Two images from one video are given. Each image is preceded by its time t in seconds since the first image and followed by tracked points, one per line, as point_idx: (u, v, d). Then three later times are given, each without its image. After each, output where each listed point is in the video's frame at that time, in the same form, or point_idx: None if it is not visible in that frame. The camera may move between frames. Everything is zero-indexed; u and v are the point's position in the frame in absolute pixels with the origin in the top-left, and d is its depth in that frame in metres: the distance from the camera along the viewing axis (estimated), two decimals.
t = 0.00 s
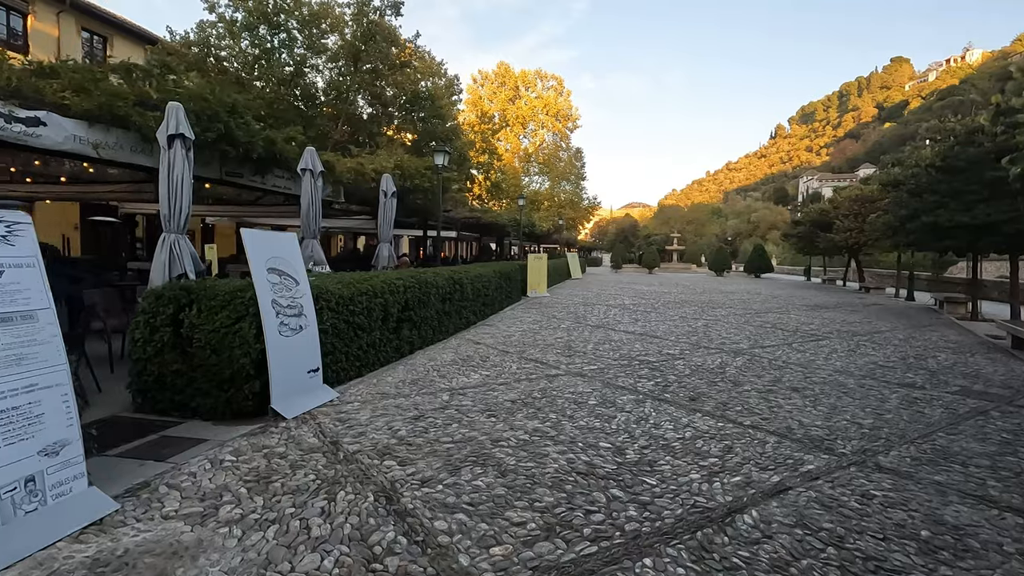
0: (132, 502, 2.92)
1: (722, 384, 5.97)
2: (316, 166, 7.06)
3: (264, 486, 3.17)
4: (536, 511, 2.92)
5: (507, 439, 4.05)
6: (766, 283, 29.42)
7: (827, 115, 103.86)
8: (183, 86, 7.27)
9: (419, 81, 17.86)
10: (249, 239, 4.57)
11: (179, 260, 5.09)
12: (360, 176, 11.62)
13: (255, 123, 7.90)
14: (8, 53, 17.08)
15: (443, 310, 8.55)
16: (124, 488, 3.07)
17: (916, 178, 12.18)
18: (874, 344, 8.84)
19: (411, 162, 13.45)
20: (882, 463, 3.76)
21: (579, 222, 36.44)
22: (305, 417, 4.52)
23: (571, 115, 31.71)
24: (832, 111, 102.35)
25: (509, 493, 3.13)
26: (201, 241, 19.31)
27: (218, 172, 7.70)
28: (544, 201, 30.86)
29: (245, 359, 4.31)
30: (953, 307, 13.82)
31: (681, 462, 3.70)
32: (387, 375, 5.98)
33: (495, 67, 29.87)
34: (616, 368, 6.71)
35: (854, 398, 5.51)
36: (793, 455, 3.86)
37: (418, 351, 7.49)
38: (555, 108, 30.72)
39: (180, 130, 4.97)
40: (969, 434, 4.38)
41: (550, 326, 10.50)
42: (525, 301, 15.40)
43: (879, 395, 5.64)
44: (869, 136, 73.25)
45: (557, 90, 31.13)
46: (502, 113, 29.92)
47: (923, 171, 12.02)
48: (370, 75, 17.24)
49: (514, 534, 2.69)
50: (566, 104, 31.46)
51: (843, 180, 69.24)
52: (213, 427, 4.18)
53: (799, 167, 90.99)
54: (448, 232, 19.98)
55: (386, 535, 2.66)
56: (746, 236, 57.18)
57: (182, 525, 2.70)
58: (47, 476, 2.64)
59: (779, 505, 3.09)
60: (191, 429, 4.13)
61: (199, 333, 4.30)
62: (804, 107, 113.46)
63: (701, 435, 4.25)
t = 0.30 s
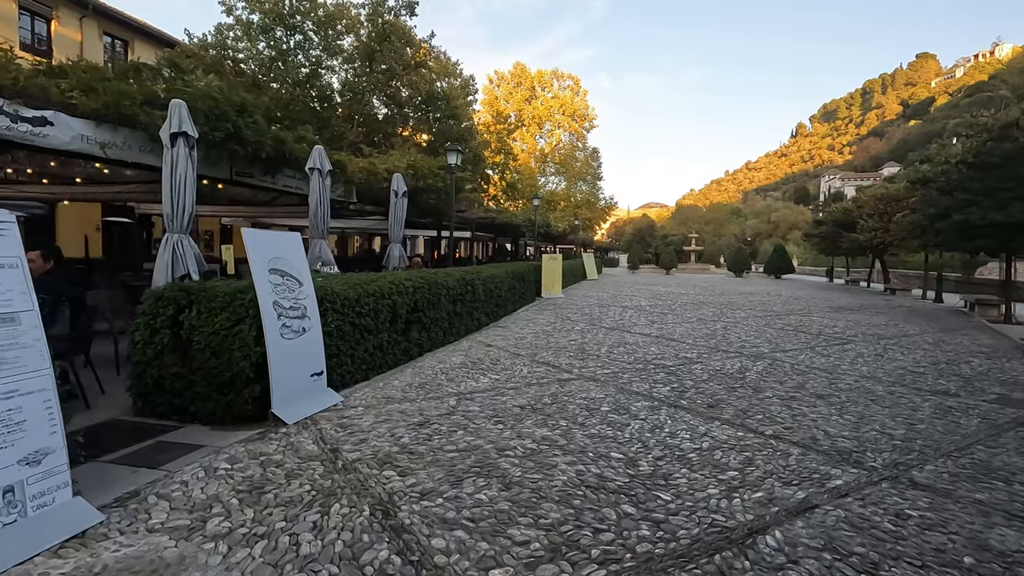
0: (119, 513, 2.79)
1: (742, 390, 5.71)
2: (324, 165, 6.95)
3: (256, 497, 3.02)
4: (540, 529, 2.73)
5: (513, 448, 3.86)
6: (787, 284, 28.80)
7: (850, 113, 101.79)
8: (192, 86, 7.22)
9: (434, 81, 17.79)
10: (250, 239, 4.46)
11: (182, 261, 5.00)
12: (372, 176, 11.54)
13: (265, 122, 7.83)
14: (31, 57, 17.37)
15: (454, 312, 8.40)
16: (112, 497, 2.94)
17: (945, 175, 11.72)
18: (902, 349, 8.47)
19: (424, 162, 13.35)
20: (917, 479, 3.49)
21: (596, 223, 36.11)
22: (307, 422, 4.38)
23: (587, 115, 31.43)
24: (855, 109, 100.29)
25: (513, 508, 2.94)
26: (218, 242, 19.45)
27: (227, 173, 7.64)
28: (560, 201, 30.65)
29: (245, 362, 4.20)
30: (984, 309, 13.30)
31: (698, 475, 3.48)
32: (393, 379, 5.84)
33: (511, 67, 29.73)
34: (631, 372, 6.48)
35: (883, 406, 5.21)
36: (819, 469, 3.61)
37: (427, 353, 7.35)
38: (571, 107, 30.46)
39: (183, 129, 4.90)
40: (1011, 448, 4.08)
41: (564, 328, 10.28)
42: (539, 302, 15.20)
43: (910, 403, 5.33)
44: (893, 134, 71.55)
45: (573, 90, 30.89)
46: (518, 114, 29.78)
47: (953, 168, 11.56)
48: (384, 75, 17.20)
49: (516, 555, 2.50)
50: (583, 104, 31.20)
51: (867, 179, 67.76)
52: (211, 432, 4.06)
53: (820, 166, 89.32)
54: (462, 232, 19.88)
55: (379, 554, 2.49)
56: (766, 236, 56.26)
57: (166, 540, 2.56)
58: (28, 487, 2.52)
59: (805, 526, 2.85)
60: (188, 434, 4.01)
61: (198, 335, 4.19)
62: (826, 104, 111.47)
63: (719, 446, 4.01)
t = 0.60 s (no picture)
0: (107, 524, 2.68)
1: (762, 397, 5.46)
2: (333, 165, 6.86)
3: (250, 508, 2.90)
4: (545, 548, 2.56)
5: (520, 458, 3.69)
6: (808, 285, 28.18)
7: (873, 110, 99.69)
8: (202, 85, 7.17)
9: (448, 81, 17.72)
10: (253, 239, 4.36)
11: (186, 262, 4.92)
12: (385, 176, 11.46)
13: (275, 122, 7.77)
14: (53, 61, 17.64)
15: (465, 313, 8.25)
16: (102, 507, 2.84)
17: (976, 172, 11.28)
18: (931, 354, 8.12)
19: (437, 162, 13.26)
20: (954, 496, 3.24)
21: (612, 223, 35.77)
22: (310, 428, 4.27)
23: (604, 114, 31.14)
24: (879, 106, 98.19)
25: (517, 525, 2.77)
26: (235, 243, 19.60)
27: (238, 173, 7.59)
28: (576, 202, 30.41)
29: (245, 366, 4.09)
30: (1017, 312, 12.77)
31: (716, 489, 3.28)
32: (401, 383, 5.71)
33: (527, 67, 29.57)
34: (646, 376, 6.27)
35: (913, 416, 4.93)
36: (846, 485, 3.39)
37: (437, 356, 7.22)
38: (587, 107, 30.19)
39: (188, 128, 4.84)
40: None
41: (578, 330, 10.09)
42: (553, 304, 15.02)
43: (942, 412, 5.04)
44: (919, 131, 69.86)
45: (590, 89, 30.64)
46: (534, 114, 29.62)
47: (985, 165, 11.11)
48: (399, 75, 17.16)
49: None
50: (599, 104, 30.92)
51: (891, 178, 66.27)
52: (210, 438, 3.96)
53: (842, 164, 87.60)
54: (477, 233, 19.76)
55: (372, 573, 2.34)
56: (786, 236, 55.29)
57: (152, 555, 2.44)
58: (10, 498, 2.41)
59: (833, 549, 2.64)
60: (187, 440, 3.92)
61: (200, 338, 4.10)
62: (848, 102, 109.28)
63: (738, 457, 3.79)
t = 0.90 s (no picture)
0: (89, 532, 2.61)
1: (775, 402, 5.28)
2: (336, 164, 6.79)
3: (237, 516, 2.81)
4: (540, 564, 2.43)
5: (520, 465, 3.56)
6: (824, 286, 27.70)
7: (891, 108, 98.07)
8: (207, 84, 7.14)
9: (459, 81, 17.64)
10: (249, 238, 4.27)
11: (185, 261, 4.86)
12: (392, 176, 11.39)
13: (280, 120, 7.71)
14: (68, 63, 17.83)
15: (471, 314, 8.15)
16: (86, 513, 2.76)
17: (1000, 170, 10.94)
18: (952, 358, 7.86)
19: (446, 161, 13.17)
20: (977, 511, 3.06)
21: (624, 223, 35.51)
22: (306, 431, 4.18)
23: (616, 114, 30.90)
24: (898, 104, 96.56)
25: (512, 537, 2.64)
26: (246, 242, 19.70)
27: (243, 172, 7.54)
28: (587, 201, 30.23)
29: (240, 368, 4.02)
30: None
31: (724, 501, 3.12)
32: (403, 385, 5.61)
33: (539, 66, 29.42)
34: (654, 379, 6.11)
35: (933, 423, 4.72)
36: (861, 497, 3.22)
37: (441, 357, 7.12)
38: (599, 107, 29.97)
39: (187, 126, 4.78)
40: None
41: (586, 331, 9.93)
42: (562, 304, 14.88)
43: (964, 420, 4.82)
44: (938, 129, 68.54)
45: (601, 89, 30.42)
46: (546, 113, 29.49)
47: (1009, 162, 10.78)
48: (409, 75, 17.12)
49: None
50: (611, 103, 30.69)
51: (909, 177, 65.09)
52: (205, 441, 3.89)
53: (859, 163, 86.27)
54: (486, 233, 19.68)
55: None
56: (802, 236, 54.51)
57: (130, 567, 2.34)
58: None
59: (848, 568, 2.48)
60: (180, 443, 3.84)
61: (195, 340, 4.02)
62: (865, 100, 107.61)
63: (748, 466, 3.63)
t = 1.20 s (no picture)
0: (61, 541, 2.52)
1: (778, 407, 5.15)
2: (333, 163, 6.71)
3: (215, 526, 2.71)
4: None
5: (511, 472, 3.46)
6: (831, 287, 27.42)
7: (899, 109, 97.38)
8: (203, 83, 7.07)
9: (462, 81, 17.55)
10: (238, 238, 4.18)
11: (176, 262, 4.79)
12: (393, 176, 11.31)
13: (277, 119, 7.63)
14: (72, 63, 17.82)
15: (470, 315, 8.05)
16: (60, 521, 2.68)
17: (1010, 170, 10.75)
18: (960, 362, 7.69)
19: (447, 161, 13.09)
20: (986, 524, 2.93)
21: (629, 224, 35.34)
22: (295, 435, 4.09)
23: (621, 114, 30.75)
24: (906, 104, 95.84)
25: (497, 550, 2.54)
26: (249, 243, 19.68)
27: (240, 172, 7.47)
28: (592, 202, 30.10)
29: (227, 371, 3.93)
30: None
31: (722, 512, 3.00)
32: (397, 388, 5.52)
33: (544, 66, 29.31)
34: (654, 383, 5.99)
35: (941, 430, 4.58)
36: (865, 508, 3.10)
37: (439, 359, 7.02)
38: (604, 107, 29.81)
39: (177, 124, 4.71)
40: None
41: (588, 332, 9.81)
42: (565, 305, 14.77)
43: (973, 427, 4.67)
44: (947, 130, 67.93)
45: (607, 89, 30.27)
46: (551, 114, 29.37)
47: (1019, 162, 10.59)
48: (413, 75, 17.04)
49: None
50: (616, 103, 30.53)
51: (917, 177, 64.54)
52: (191, 445, 3.80)
53: (866, 164, 85.65)
54: (490, 233, 19.61)
55: None
56: (808, 237, 54.09)
57: None
58: None
59: None
60: (165, 447, 3.76)
61: (182, 341, 3.94)
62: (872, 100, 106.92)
63: (747, 475, 3.51)
